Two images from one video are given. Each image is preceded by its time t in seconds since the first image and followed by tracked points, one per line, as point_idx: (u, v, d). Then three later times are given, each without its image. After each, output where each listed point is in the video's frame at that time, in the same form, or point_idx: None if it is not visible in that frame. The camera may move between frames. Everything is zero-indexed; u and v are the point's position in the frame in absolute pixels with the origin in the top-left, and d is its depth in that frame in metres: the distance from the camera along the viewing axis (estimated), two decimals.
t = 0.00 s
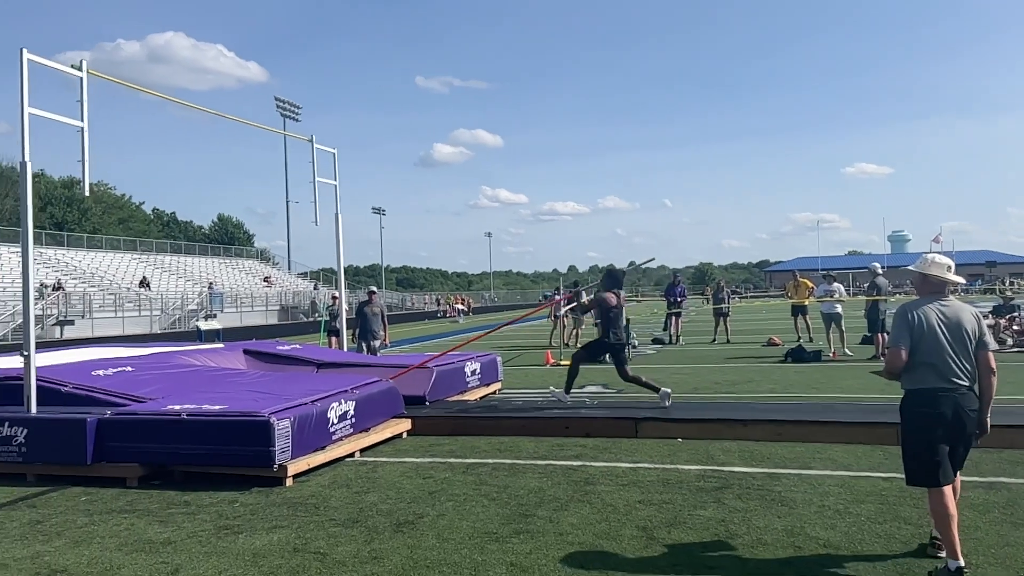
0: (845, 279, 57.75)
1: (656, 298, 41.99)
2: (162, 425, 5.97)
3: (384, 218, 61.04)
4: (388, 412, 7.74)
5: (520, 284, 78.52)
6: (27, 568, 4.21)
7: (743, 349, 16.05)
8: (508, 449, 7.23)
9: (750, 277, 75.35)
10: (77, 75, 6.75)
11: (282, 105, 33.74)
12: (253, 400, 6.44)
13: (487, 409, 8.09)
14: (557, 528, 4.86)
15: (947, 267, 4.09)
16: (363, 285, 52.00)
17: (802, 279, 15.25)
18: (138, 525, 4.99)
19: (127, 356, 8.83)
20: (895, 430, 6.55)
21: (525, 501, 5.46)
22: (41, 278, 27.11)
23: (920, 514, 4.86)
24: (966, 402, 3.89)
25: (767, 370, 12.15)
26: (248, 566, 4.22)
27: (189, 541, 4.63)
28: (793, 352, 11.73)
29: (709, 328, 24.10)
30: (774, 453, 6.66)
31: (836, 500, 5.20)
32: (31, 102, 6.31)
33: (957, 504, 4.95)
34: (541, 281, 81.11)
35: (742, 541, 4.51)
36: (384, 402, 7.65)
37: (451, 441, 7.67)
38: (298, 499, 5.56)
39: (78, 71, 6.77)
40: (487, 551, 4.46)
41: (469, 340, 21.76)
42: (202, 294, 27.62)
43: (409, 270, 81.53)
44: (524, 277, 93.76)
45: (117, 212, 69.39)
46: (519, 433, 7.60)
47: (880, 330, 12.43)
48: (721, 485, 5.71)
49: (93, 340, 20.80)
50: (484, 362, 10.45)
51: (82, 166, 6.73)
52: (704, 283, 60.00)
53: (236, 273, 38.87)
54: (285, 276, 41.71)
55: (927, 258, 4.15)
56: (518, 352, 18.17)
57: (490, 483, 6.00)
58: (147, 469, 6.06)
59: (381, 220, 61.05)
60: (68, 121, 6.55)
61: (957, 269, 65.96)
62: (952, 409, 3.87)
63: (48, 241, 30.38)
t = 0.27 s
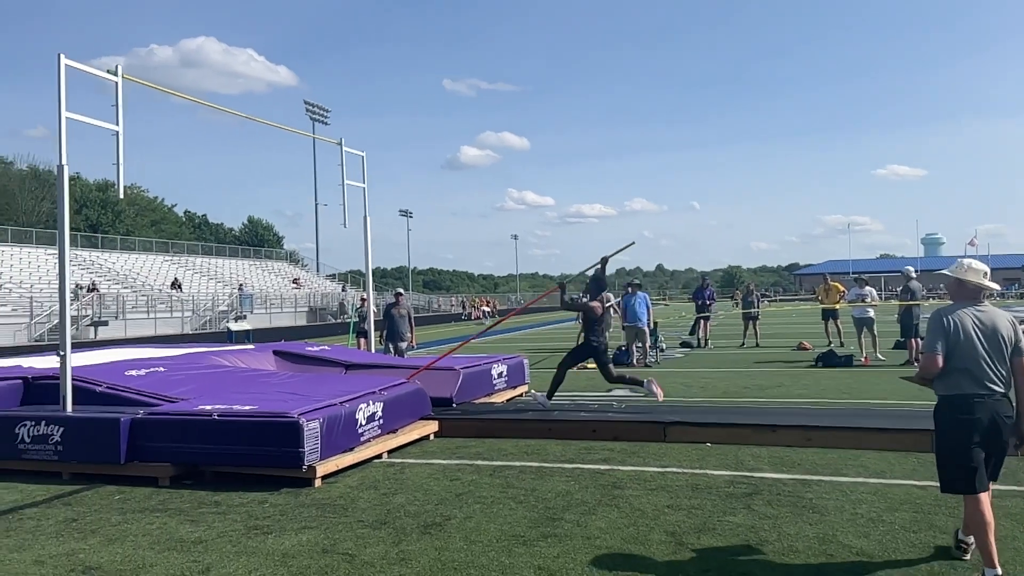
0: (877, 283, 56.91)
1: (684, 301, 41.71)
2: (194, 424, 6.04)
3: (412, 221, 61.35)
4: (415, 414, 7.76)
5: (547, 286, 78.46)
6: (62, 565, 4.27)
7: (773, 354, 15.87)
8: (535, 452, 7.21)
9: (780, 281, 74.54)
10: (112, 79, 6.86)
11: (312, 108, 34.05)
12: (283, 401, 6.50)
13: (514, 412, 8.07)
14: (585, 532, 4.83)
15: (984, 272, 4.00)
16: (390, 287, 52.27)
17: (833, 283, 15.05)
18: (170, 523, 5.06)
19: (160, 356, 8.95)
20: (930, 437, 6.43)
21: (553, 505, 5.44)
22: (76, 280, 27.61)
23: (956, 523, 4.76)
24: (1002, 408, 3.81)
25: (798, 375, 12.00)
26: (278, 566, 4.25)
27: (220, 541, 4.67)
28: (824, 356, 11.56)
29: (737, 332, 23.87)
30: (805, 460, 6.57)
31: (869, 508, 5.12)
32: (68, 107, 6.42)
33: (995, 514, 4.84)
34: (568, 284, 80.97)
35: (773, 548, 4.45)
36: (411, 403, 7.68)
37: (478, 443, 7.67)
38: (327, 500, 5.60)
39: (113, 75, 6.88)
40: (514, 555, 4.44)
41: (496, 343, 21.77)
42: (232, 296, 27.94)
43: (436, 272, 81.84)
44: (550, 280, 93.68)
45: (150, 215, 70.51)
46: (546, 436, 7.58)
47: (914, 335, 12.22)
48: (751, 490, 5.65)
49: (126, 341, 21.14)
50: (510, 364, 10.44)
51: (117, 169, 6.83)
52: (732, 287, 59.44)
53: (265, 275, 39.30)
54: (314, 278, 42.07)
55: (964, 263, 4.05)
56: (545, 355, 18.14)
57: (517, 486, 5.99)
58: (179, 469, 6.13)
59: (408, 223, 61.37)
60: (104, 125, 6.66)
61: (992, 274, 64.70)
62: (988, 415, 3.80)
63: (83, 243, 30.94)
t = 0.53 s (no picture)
0: (911, 289, 56.00)
1: (713, 305, 41.40)
2: (226, 425, 6.11)
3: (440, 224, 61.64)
4: (443, 416, 7.78)
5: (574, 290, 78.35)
6: (97, 563, 4.34)
7: (804, 360, 15.67)
8: (564, 456, 7.19)
9: (810, 286, 73.67)
10: (147, 83, 6.96)
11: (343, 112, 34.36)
12: (313, 402, 6.55)
13: (542, 415, 8.06)
14: (614, 537, 4.80)
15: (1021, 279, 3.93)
16: (418, 289, 52.55)
17: (866, 288, 14.82)
18: (202, 523, 5.11)
19: (192, 357, 9.08)
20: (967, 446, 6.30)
21: (581, 509, 5.41)
22: (111, 280, 28.11)
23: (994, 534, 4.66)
24: None
25: (830, 381, 11.84)
26: (307, 567, 4.28)
27: (251, 541, 4.71)
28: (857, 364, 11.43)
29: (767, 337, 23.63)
30: (838, 468, 6.48)
31: (903, 518, 5.03)
32: (104, 110, 6.53)
33: None
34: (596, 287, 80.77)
35: (805, 557, 4.39)
36: (439, 405, 7.69)
37: (506, 446, 7.67)
38: (356, 501, 5.62)
39: (149, 79, 6.99)
40: (543, 559, 4.43)
41: (523, 346, 21.75)
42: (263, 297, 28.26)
43: (464, 274, 82.10)
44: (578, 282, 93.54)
45: (184, 216, 71.61)
46: (574, 440, 7.55)
47: (950, 342, 11.99)
48: (783, 498, 5.58)
49: (160, 341, 21.48)
50: (538, 367, 10.42)
51: (151, 172, 6.93)
52: (762, 291, 58.88)
53: (296, 276, 39.71)
54: (344, 280, 42.42)
55: (999, 271, 3.98)
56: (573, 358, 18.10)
57: (545, 490, 5.97)
58: (211, 468, 6.20)
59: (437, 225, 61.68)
60: (139, 128, 6.76)
61: None
62: None
63: (118, 244, 31.49)
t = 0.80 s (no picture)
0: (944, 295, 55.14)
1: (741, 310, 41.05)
2: (254, 423, 6.17)
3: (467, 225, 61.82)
4: (469, 417, 7.78)
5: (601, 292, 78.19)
6: (128, 558, 4.40)
7: (834, 366, 15.47)
8: (589, 459, 7.17)
9: (841, 291, 72.83)
10: (180, 85, 7.06)
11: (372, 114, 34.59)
12: (340, 402, 6.59)
13: (568, 418, 8.03)
14: (640, 542, 4.77)
15: None
16: (445, 290, 52.74)
17: (898, 294, 14.59)
18: (231, 520, 5.17)
19: (222, 355, 9.19)
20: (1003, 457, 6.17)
21: (607, 513, 5.39)
22: (144, 279, 28.55)
23: None
24: None
25: (860, 388, 11.68)
26: (333, 566, 4.30)
27: (278, 539, 4.75)
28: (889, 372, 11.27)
29: (796, 342, 23.37)
30: (869, 476, 6.37)
31: (936, 529, 4.94)
32: (139, 112, 6.64)
33: None
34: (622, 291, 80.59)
35: (834, 567, 4.33)
36: (465, 407, 7.70)
37: (532, 449, 7.65)
38: (383, 501, 5.65)
39: (182, 81, 7.08)
40: (568, 562, 4.41)
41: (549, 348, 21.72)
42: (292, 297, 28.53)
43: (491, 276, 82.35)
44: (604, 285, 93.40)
45: (215, 216, 72.53)
46: (600, 443, 7.52)
47: (985, 350, 11.75)
48: (812, 506, 5.51)
49: (191, 339, 21.77)
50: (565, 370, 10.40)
51: (184, 172, 7.03)
52: (792, 296, 58.22)
53: (324, 276, 40.05)
54: (371, 280, 42.68)
55: None
56: (599, 361, 18.04)
57: (571, 493, 5.96)
58: (239, 466, 6.26)
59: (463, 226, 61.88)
60: (172, 129, 6.86)
61: None
62: None
63: (151, 243, 31.98)
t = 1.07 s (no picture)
0: (981, 297, 54.05)
1: (771, 312, 40.61)
2: (283, 424, 6.23)
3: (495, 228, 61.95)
4: (496, 420, 7.78)
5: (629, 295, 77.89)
6: (160, 558, 4.46)
7: (867, 369, 15.24)
8: (617, 463, 7.13)
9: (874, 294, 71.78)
10: (214, 90, 7.15)
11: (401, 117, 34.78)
12: (367, 403, 6.63)
13: (596, 422, 8.00)
14: (668, 547, 4.73)
15: None
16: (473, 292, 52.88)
17: (934, 297, 14.33)
18: (260, 521, 5.21)
19: (252, 357, 9.28)
20: None
21: (634, 518, 5.35)
22: (177, 282, 28.97)
23: None
24: None
25: (894, 393, 11.48)
26: (360, 568, 4.32)
27: (306, 540, 4.79)
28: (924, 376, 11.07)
29: (828, 345, 23.06)
30: (902, 483, 6.27)
31: (972, 537, 4.83)
32: (173, 116, 6.74)
33: None
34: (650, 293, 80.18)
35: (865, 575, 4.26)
36: (492, 409, 7.71)
37: (559, 452, 7.64)
38: (410, 503, 5.67)
39: (215, 86, 7.18)
40: (595, 567, 4.39)
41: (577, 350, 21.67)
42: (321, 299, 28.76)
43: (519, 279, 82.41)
44: (632, 287, 92.97)
45: (246, 219, 73.46)
46: (628, 447, 7.48)
47: None
48: (844, 513, 5.43)
49: (222, 341, 22.04)
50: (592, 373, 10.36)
51: (217, 175, 7.12)
52: (824, 299, 57.43)
53: (353, 278, 40.36)
54: (400, 282, 42.93)
55: None
56: (627, 364, 17.95)
57: (598, 497, 5.93)
58: (269, 467, 6.32)
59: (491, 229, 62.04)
60: (206, 133, 6.95)
61: None
62: None
63: (184, 246, 32.44)
